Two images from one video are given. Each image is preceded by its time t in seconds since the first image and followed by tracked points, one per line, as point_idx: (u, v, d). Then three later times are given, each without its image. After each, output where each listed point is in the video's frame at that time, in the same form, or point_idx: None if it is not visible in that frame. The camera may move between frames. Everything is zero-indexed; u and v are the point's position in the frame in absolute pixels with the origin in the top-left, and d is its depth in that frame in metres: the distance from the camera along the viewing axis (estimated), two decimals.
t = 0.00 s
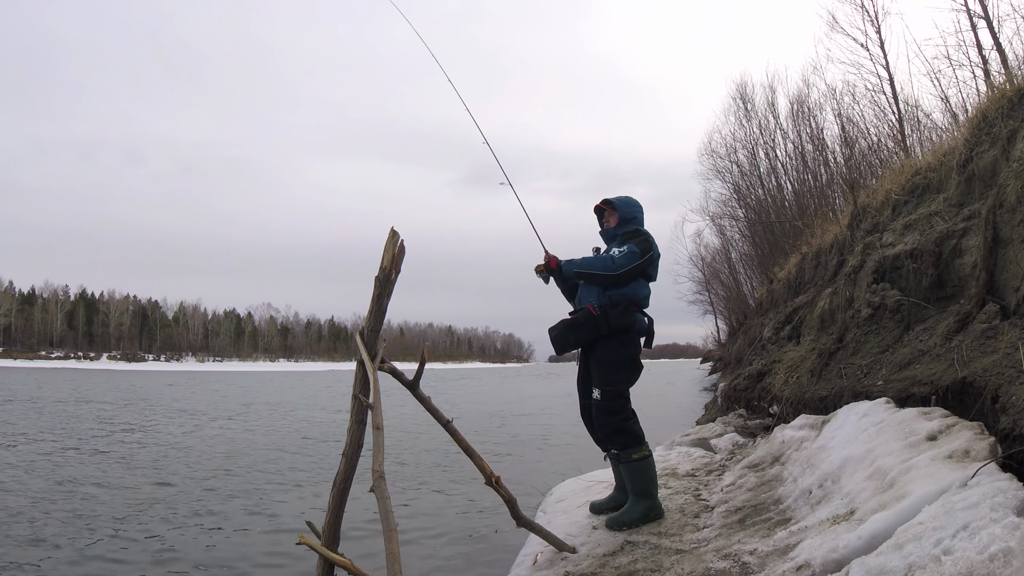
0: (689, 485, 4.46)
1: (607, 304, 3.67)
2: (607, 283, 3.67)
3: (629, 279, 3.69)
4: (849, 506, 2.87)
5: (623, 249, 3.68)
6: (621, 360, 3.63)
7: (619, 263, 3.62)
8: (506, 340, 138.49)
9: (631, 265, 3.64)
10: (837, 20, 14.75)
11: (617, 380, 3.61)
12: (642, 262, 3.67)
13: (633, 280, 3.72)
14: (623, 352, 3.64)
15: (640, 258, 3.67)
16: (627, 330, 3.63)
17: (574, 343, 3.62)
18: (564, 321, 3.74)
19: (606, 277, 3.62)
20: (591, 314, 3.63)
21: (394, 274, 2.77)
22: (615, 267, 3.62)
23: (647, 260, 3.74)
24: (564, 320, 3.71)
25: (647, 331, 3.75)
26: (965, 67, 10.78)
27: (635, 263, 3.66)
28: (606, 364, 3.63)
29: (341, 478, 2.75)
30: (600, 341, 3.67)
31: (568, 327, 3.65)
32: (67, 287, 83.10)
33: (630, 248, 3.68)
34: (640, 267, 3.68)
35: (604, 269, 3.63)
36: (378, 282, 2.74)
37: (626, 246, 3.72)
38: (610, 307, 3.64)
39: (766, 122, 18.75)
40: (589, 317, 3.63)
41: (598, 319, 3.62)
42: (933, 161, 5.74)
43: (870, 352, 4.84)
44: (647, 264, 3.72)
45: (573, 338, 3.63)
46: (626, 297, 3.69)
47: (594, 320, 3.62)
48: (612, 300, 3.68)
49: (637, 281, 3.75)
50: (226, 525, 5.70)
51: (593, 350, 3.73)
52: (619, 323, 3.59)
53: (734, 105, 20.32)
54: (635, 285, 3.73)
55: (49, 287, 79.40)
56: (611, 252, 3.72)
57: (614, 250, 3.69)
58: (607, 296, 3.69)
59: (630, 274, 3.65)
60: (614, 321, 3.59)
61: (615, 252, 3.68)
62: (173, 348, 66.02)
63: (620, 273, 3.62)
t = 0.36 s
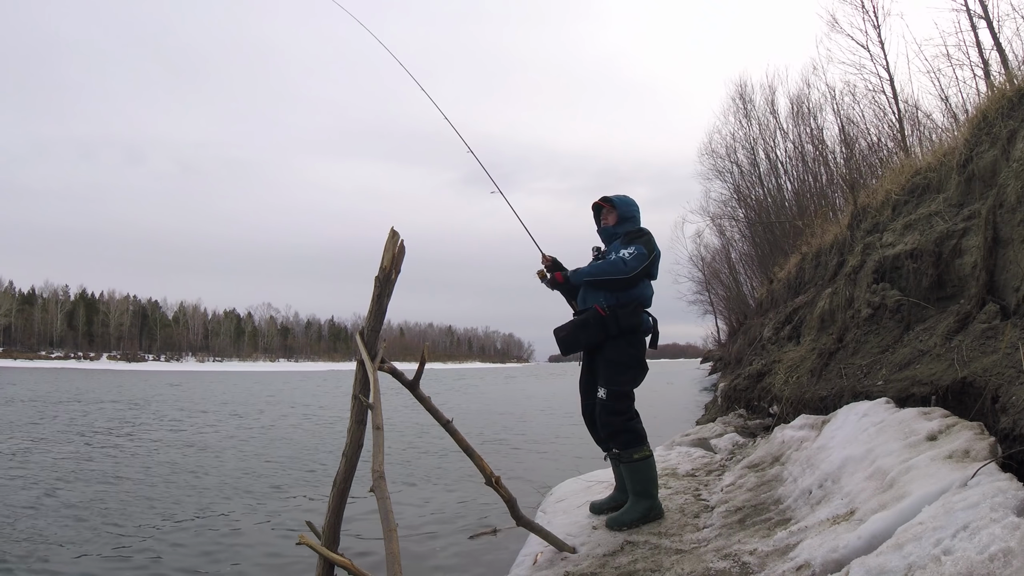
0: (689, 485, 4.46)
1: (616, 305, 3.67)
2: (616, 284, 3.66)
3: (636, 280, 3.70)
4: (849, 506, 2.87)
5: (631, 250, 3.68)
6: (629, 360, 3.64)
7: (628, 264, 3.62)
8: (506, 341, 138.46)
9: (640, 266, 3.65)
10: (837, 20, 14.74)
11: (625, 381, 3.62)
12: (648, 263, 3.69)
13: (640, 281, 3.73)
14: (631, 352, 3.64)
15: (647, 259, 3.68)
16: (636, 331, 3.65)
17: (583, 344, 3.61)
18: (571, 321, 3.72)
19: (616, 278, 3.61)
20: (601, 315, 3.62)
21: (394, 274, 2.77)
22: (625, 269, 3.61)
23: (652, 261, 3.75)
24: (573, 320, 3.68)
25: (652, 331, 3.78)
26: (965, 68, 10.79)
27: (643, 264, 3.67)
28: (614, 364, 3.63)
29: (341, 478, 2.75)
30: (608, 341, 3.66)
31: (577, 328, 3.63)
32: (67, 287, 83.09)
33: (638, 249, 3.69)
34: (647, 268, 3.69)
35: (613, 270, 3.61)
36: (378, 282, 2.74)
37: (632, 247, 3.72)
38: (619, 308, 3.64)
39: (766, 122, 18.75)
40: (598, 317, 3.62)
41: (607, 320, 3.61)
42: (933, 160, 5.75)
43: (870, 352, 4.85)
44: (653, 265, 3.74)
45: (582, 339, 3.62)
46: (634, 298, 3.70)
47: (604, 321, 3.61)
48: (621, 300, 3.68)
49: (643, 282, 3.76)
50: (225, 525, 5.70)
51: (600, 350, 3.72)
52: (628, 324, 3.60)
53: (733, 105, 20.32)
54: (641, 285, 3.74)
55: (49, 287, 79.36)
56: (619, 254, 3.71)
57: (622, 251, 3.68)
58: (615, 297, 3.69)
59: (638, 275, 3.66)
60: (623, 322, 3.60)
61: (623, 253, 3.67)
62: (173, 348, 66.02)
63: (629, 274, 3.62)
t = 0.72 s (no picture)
0: (689, 485, 4.46)
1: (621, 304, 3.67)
2: (621, 283, 3.66)
3: (640, 279, 3.71)
4: (849, 506, 2.87)
5: (635, 249, 3.68)
6: (634, 359, 3.64)
7: (633, 263, 3.62)
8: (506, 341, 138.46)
9: (644, 265, 3.65)
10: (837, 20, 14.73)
11: (631, 379, 3.62)
12: (651, 262, 3.70)
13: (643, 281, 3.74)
14: (636, 351, 3.66)
15: (651, 258, 3.68)
16: (641, 330, 3.66)
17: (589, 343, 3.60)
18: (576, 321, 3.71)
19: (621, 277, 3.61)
20: (606, 314, 3.63)
21: (394, 274, 2.77)
22: (630, 268, 3.61)
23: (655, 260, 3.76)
24: (578, 320, 3.68)
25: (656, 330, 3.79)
26: (965, 68, 10.79)
27: (647, 262, 3.67)
28: (620, 363, 3.63)
29: (341, 478, 2.75)
30: (614, 341, 3.67)
31: (584, 328, 3.62)
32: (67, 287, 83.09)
33: (641, 248, 3.69)
34: (650, 267, 3.70)
35: (618, 270, 3.61)
36: (378, 282, 2.74)
37: (635, 246, 3.73)
38: (625, 307, 3.65)
39: (766, 122, 18.75)
40: (604, 317, 3.62)
41: (613, 319, 3.62)
42: (933, 161, 5.75)
43: (870, 352, 4.84)
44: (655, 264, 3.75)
45: (588, 338, 3.61)
46: (639, 297, 3.71)
47: (610, 321, 3.62)
48: (625, 299, 3.69)
49: (646, 281, 3.77)
50: (225, 525, 5.69)
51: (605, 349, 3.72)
52: (633, 323, 3.62)
53: (733, 105, 20.31)
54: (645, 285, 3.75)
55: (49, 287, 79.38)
56: (622, 252, 3.70)
57: (626, 250, 3.68)
58: (620, 296, 3.70)
59: (643, 274, 3.67)
60: (629, 321, 3.61)
61: (627, 252, 3.67)
62: (173, 348, 66.03)
63: (634, 273, 3.62)
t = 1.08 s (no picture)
0: (689, 485, 4.46)
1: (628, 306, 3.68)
2: (627, 285, 3.67)
3: (644, 280, 3.72)
4: (850, 506, 2.86)
5: (638, 251, 3.69)
6: (644, 359, 3.67)
7: (638, 265, 3.63)
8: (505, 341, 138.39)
9: (648, 266, 3.66)
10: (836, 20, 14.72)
11: (642, 379, 3.64)
12: (654, 263, 3.71)
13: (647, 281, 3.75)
14: (645, 351, 3.69)
15: (654, 258, 3.70)
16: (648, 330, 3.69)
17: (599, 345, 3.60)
18: (584, 323, 3.70)
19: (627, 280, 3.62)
20: (615, 316, 3.64)
21: (394, 274, 2.77)
22: (635, 270, 3.62)
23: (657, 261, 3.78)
24: (586, 323, 3.67)
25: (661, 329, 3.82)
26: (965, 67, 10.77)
27: (650, 263, 3.69)
28: (631, 363, 3.64)
29: (341, 478, 2.75)
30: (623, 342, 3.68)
31: (594, 330, 3.62)
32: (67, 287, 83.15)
33: (644, 249, 3.70)
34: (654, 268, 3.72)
35: (624, 272, 3.61)
36: (378, 282, 2.73)
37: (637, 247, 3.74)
38: (633, 309, 3.66)
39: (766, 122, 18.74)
40: (614, 319, 3.63)
41: (622, 321, 3.63)
42: (933, 161, 5.75)
43: (870, 352, 4.84)
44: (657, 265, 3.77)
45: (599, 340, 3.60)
46: (644, 297, 3.73)
47: (620, 323, 3.63)
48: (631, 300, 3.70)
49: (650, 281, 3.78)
50: (225, 525, 5.70)
51: (613, 351, 3.72)
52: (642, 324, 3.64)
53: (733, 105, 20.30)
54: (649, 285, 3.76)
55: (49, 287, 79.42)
56: (625, 254, 3.71)
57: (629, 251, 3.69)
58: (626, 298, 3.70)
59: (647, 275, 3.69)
60: (638, 322, 3.64)
61: (631, 254, 3.67)
62: (173, 348, 66.04)
63: (640, 275, 3.63)
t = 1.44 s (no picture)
0: (689, 485, 4.46)
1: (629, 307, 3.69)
2: (628, 286, 3.67)
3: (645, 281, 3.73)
4: (849, 506, 2.86)
5: (638, 252, 3.69)
6: (646, 359, 3.67)
7: (639, 267, 3.63)
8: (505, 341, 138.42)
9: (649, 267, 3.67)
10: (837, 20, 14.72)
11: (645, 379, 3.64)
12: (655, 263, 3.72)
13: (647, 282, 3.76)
14: (647, 351, 3.69)
15: (654, 259, 3.71)
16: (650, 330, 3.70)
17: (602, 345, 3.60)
18: (587, 324, 3.69)
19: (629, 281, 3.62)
20: (617, 317, 3.63)
21: (394, 274, 2.77)
22: (637, 271, 3.62)
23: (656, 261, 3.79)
24: (589, 324, 3.66)
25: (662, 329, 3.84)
26: (965, 68, 10.77)
27: (651, 264, 3.70)
28: (633, 363, 3.64)
29: (341, 478, 2.75)
30: (625, 342, 3.68)
31: (597, 331, 3.61)
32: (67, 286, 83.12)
33: (644, 249, 3.71)
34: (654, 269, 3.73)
35: (625, 274, 3.62)
36: (378, 282, 2.73)
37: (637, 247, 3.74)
38: (635, 309, 3.67)
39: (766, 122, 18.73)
40: (616, 320, 3.63)
41: (624, 322, 3.63)
42: (933, 161, 5.75)
43: (870, 352, 4.84)
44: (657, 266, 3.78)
45: (603, 340, 3.60)
46: (645, 297, 3.74)
47: (622, 323, 3.63)
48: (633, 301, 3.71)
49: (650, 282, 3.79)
50: (224, 525, 5.70)
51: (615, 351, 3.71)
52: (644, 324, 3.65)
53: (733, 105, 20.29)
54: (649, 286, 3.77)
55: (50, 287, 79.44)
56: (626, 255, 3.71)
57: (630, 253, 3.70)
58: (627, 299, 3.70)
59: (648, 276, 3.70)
60: (641, 323, 3.64)
61: (632, 255, 3.68)
62: (173, 348, 66.01)
63: (642, 276, 3.64)
